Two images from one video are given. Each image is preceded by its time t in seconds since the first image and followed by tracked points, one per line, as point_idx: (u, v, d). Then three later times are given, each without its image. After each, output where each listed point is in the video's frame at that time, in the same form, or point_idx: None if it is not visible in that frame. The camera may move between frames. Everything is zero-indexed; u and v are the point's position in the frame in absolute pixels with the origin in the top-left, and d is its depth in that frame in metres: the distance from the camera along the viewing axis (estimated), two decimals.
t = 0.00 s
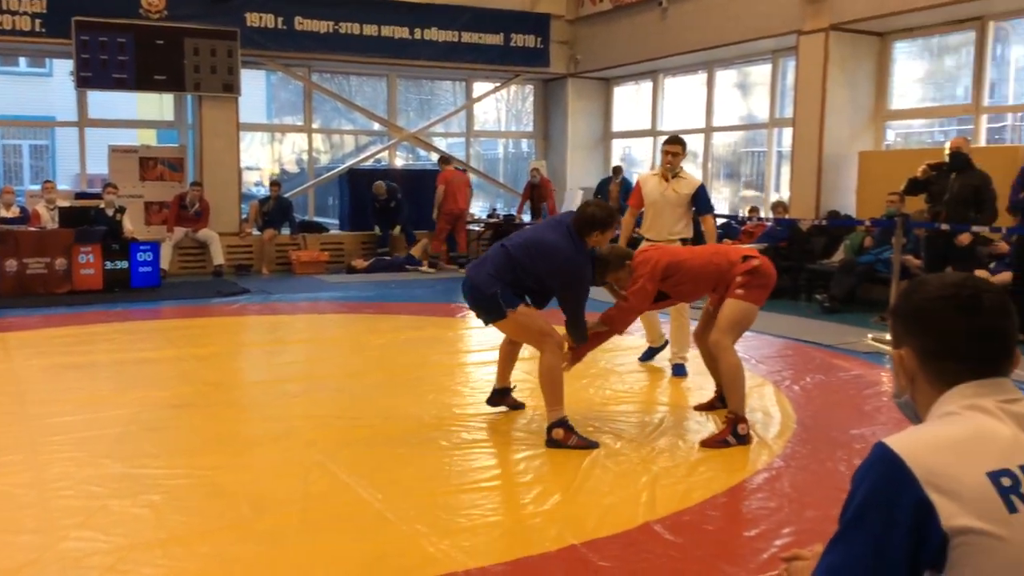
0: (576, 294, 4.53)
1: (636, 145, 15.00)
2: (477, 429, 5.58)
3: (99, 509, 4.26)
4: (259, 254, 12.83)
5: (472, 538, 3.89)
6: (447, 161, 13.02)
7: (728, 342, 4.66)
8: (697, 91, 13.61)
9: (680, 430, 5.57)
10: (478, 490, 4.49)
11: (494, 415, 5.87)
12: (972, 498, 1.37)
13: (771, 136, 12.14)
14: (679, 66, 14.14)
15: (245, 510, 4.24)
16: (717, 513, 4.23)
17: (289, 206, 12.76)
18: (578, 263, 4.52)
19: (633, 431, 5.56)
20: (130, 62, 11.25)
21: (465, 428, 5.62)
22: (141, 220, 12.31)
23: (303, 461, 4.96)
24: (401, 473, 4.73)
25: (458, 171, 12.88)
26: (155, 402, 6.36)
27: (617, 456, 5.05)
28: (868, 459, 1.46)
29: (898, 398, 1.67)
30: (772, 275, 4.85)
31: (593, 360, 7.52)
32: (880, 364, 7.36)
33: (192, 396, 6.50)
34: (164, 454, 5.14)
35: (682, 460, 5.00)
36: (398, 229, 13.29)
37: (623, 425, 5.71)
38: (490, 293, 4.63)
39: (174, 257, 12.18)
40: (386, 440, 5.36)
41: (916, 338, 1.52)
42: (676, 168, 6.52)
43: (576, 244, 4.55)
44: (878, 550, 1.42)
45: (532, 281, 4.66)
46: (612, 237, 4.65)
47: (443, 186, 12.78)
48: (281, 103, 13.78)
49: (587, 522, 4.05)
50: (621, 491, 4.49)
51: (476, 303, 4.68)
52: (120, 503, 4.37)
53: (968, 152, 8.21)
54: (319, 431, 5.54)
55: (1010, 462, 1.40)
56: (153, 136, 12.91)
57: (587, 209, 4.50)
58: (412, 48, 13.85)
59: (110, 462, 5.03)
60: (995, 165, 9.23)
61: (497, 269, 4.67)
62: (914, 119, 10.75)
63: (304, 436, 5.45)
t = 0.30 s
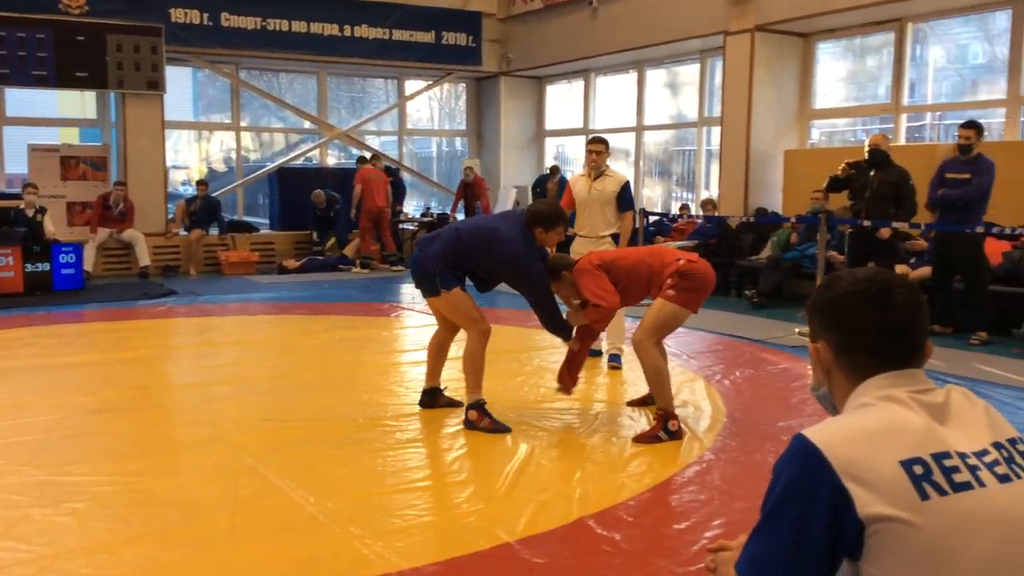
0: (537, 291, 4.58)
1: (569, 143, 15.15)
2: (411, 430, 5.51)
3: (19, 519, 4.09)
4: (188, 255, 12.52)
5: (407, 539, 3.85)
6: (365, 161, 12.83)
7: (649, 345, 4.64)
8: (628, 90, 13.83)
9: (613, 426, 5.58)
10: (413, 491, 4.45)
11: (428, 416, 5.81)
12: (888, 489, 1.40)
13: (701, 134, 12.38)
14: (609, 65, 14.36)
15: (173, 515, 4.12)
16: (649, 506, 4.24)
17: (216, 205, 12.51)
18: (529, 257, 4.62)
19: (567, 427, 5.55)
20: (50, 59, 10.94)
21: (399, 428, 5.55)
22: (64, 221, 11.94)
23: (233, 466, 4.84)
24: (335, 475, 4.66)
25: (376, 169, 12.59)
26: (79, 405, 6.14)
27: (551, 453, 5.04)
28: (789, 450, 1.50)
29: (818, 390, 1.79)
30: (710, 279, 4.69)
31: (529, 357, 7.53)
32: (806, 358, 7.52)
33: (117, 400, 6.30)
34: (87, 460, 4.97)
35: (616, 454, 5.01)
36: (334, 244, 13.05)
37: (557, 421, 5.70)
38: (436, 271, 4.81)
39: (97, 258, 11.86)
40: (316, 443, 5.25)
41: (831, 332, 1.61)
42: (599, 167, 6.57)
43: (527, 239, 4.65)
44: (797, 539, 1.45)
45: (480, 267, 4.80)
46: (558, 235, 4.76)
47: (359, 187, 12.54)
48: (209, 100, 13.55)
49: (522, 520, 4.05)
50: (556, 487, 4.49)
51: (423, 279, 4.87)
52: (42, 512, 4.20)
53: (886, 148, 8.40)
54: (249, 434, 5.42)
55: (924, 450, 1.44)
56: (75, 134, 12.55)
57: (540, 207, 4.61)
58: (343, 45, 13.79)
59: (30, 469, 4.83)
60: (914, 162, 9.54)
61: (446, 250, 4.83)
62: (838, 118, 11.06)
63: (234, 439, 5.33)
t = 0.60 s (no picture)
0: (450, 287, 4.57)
1: (528, 143, 15.22)
2: (372, 432, 5.48)
3: None
4: (144, 257, 12.33)
5: (369, 541, 3.84)
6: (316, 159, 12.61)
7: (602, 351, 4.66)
8: (586, 90, 13.93)
9: (575, 425, 5.61)
10: (374, 493, 4.43)
11: (390, 417, 5.79)
12: (840, 482, 1.44)
13: (658, 134, 12.51)
14: (567, 65, 14.46)
15: (131, 522, 4.07)
16: (611, 504, 4.28)
17: (171, 207, 12.38)
18: (467, 261, 4.59)
19: (528, 427, 5.57)
20: None
21: (360, 431, 5.52)
22: (13, 224, 11.66)
23: (192, 470, 4.79)
24: (296, 479, 4.63)
25: (326, 169, 12.45)
26: (32, 411, 6.02)
27: (514, 453, 5.05)
28: (743, 446, 1.54)
29: (772, 387, 1.84)
30: (665, 287, 4.68)
31: (490, 357, 7.54)
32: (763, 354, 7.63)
33: (72, 405, 6.20)
34: (41, 467, 4.88)
35: (577, 453, 5.04)
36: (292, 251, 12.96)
37: (519, 421, 5.72)
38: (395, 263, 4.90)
39: (50, 262, 11.68)
40: (277, 446, 5.22)
41: (782, 329, 1.67)
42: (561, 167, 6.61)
43: (479, 249, 4.62)
44: (752, 533, 1.48)
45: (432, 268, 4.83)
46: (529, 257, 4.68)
47: (308, 186, 12.42)
48: (162, 101, 13.36)
49: (483, 520, 4.05)
50: (518, 487, 4.51)
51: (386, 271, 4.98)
52: None
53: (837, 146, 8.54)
54: (208, 439, 5.37)
55: (874, 443, 1.48)
56: (25, 135, 12.29)
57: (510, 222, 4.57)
58: (299, 45, 13.71)
59: None
60: (865, 161, 9.74)
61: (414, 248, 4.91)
62: (794, 118, 11.24)
63: (192, 444, 5.27)
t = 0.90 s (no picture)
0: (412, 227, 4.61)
1: (514, 142, 15.24)
2: (361, 432, 5.47)
3: None
4: (129, 257, 12.26)
5: (358, 540, 3.83)
6: (301, 159, 12.65)
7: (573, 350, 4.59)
8: (572, 89, 13.97)
9: (562, 423, 5.62)
10: (363, 492, 4.42)
11: (378, 417, 5.78)
12: (827, 478, 1.45)
13: (644, 132, 12.55)
14: (553, 64, 14.48)
15: (119, 522, 4.05)
16: (599, 502, 4.28)
17: (157, 207, 12.34)
18: (415, 202, 4.68)
19: (517, 425, 5.57)
20: None
21: (348, 430, 5.51)
22: None
23: (179, 471, 4.76)
24: (284, 479, 4.61)
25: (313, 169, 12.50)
26: (17, 412, 5.98)
27: (502, 451, 5.05)
28: (731, 444, 1.55)
29: (760, 385, 1.84)
30: (662, 311, 4.53)
31: (478, 356, 7.54)
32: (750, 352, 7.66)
33: (58, 405, 6.15)
34: (28, 467, 4.84)
35: (566, 451, 5.05)
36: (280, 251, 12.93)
37: (507, 420, 5.72)
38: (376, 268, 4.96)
39: (34, 262, 11.60)
40: (265, 446, 5.19)
41: (767, 327, 1.68)
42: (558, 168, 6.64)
43: (425, 190, 4.74)
44: (742, 530, 1.49)
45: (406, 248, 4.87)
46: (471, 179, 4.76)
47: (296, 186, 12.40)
48: (146, 100, 13.28)
49: (473, 519, 4.06)
50: (506, 485, 4.51)
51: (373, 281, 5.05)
52: None
53: (822, 146, 8.66)
54: (195, 439, 5.34)
55: (861, 440, 1.49)
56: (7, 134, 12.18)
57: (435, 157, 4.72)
58: (284, 44, 13.66)
59: None
60: (850, 159, 9.80)
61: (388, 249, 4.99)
62: (779, 117, 11.31)
63: (179, 444, 5.24)
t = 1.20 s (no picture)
0: (456, 222, 4.55)
1: (520, 139, 15.23)
2: (367, 429, 5.46)
3: None
4: (135, 254, 12.28)
5: (364, 537, 3.84)
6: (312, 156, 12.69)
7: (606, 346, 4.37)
8: (578, 86, 13.97)
9: (569, 421, 5.60)
10: (369, 489, 4.42)
11: (384, 414, 5.77)
12: (838, 477, 1.45)
13: (650, 130, 12.55)
14: (559, 62, 14.49)
15: (127, 518, 4.06)
16: (606, 499, 4.28)
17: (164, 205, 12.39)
18: (453, 200, 4.63)
19: (523, 423, 5.56)
20: None
21: (354, 428, 5.50)
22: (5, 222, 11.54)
23: (187, 467, 4.77)
24: (291, 475, 4.62)
25: (322, 167, 12.53)
26: (25, 408, 5.99)
27: (509, 449, 5.05)
28: (740, 442, 1.54)
29: (768, 382, 1.84)
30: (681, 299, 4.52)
31: (484, 353, 7.54)
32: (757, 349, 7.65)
33: (66, 402, 6.16)
34: (37, 463, 4.86)
35: (574, 449, 5.03)
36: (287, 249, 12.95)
37: (514, 417, 5.71)
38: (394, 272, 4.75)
39: (41, 259, 11.63)
40: (272, 443, 5.20)
41: (777, 326, 1.68)
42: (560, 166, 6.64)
43: (455, 188, 4.70)
44: (752, 529, 1.49)
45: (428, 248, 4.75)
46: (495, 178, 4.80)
47: (306, 184, 12.44)
48: (153, 97, 13.30)
49: (479, 516, 4.06)
50: (512, 483, 4.51)
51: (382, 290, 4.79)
52: None
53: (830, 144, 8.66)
54: (203, 435, 5.35)
55: (871, 438, 1.49)
56: (14, 132, 12.22)
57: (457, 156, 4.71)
58: (289, 41, 13.69)
59: None
60: (857, 156, 9.78)
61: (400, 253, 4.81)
62: (785, 114, 11.29)
63: (186, 441, 5.25)
